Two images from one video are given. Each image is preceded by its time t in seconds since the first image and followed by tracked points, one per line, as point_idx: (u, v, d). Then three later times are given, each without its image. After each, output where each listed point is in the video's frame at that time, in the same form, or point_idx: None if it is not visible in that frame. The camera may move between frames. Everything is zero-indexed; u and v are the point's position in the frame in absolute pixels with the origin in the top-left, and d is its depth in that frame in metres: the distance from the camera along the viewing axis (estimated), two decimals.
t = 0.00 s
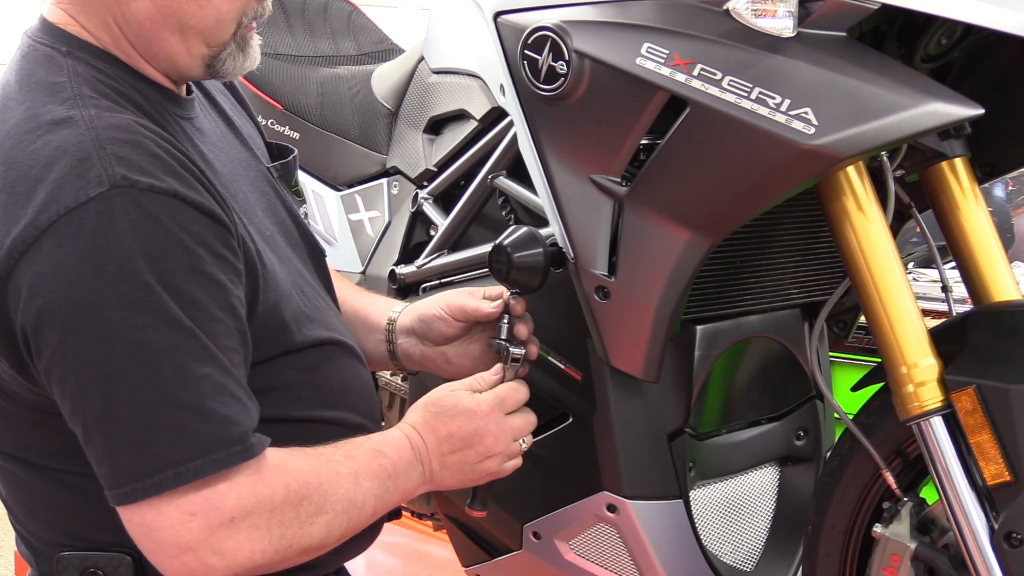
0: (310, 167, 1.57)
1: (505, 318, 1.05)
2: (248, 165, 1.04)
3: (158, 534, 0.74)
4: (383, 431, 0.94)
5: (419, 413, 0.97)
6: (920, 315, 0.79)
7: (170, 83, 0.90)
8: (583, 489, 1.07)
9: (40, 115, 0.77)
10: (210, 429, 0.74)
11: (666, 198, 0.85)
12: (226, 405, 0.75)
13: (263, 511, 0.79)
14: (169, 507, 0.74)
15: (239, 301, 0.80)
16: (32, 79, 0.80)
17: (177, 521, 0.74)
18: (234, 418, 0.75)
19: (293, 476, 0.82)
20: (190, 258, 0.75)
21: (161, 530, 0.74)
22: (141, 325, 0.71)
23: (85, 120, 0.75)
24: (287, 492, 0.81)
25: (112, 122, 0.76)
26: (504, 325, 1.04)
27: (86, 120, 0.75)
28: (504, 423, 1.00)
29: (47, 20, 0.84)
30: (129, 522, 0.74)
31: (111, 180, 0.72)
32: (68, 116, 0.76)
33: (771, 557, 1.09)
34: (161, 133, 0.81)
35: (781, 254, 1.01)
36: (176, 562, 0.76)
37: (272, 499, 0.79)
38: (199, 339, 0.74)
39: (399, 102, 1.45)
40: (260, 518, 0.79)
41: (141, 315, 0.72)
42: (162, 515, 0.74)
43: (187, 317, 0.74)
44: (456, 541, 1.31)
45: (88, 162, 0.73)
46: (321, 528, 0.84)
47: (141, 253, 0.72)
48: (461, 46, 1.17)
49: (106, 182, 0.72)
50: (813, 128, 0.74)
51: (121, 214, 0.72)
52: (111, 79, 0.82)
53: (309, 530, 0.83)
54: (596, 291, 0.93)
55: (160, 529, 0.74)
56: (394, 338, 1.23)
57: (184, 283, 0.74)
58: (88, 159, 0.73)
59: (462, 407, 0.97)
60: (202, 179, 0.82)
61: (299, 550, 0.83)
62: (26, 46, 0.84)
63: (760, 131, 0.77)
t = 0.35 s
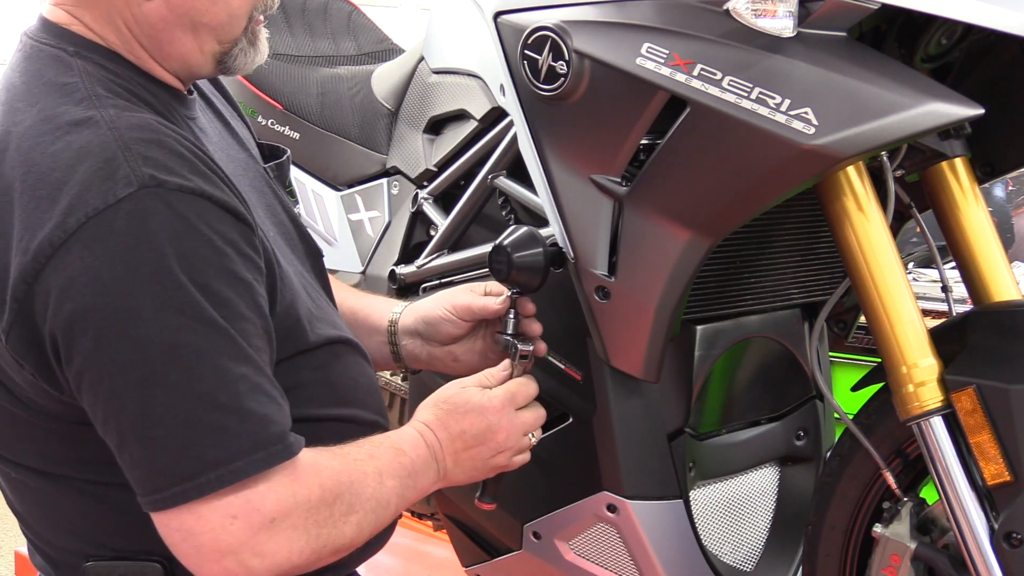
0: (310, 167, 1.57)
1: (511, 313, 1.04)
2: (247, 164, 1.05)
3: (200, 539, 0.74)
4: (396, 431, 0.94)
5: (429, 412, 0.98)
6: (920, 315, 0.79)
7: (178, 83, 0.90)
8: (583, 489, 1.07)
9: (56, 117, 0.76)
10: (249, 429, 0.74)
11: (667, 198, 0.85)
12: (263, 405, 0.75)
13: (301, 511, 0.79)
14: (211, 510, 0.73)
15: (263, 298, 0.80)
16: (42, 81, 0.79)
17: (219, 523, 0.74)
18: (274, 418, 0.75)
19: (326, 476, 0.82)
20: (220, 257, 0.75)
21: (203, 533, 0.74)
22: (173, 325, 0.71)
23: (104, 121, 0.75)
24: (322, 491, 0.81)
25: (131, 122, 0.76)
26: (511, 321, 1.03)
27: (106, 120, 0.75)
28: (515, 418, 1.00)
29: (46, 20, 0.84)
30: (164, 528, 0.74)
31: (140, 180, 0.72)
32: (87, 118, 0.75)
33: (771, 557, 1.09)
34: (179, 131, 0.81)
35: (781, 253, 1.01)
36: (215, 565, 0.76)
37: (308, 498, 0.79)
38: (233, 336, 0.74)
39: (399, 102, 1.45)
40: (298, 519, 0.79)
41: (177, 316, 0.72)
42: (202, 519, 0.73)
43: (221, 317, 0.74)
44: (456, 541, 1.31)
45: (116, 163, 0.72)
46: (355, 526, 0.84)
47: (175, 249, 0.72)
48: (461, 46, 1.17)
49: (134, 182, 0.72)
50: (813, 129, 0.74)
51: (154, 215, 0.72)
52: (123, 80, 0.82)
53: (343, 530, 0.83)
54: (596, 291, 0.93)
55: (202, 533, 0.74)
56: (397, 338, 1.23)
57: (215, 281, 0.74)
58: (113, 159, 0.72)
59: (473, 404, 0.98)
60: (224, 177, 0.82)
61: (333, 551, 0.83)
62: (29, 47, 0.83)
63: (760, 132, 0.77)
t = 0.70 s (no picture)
0: (310, 167, 1.57)
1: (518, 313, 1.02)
2: (247, 162, 1.05)
3: (228, 540, 0.74)
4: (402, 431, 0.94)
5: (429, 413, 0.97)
6: (920, 314, 0.79)
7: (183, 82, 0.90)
8: (583, 489, 1.06)
9: (72, 113, 0.76)
10: (282, 427, 0.74)
11: (666, 198, 0.85)
12: (294, 402, 0.76)
13: (327, 511, 0.79)
14: (240, 509, 0.73)
15: (283, 295, 0.80)
16: (51, 78, 0.79)
17: (249, 523, 0.74)
18: (300, 415, 0.76)
19: (348, 475, 0.82)
20: (244, 255, 0.76)
21: (230, 533, 0.74)
22: (205, 323, 0.72)
23: (124, 117, 0.75)
24: (346, 491, 0.81)
25: (152, 117, 0.76)
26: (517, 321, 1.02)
27: (126, 115, 0.75)
28: (515, 414, 1.00)
29: (49, 15, 0.83)
30: (188, 529, 0.74)
31: (166, 177, 0.72)
32: (105, 114, 0.75)
33: (771, 557, 1.09)
34: (196, 126, 0.81)
35: (781, 253, 1.01)
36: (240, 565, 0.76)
37: (334, 498, 0.80)
38: (260, 334, 0.75)
39: (399, 102, 1.45)
40: (325, 519, 0.80)
41: (206, 313, 0.72)
42: (231, 518, 0.73)
43: (246, 313, 0.75)
44: (456, 541, 1.31)
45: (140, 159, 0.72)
46: (375, 526, 0.85)
47: (201, 242, 0.73)
48: (461, 46, 1.17)
49: (160, 178, 0.72)
50: (813, 129, 0.74)
51: (183, 212, 0.72)
52: (135, 77, 0.82)
53: (365, 530, 0.84)
54: (596, 291, 0.93)
55: (230, 533, 0.74)
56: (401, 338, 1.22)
57: (241, 278, 0.75)
58: (136, 155, 0.72)
59: (472, 403, 0.98)
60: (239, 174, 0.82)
61: (355, 551, 0.84)
62: (34, 43, 0.82)
63: (760, 132, 0.77)
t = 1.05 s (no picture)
0: (310, 167, 1.57)
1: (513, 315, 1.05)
2: (255, 162, 1.05)
3: (248, 547, 0.74)
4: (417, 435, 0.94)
5: (445, 417, 0.97)
6: (920, 314, 0.79)
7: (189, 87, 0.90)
8: (583, 489, 1.07)
9: (81, 115, 0.75)
10: (301, 433, 0.74)
11: (667, 198, 0.85)
12: (312, 408, 0.76)
13: (347, 516, 0.79)
14: (260, 516, 0.73)
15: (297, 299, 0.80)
16: (60, 79, 0.79)
17: (268, 529, 0.74)
18: (320, 422, 0.76)
19: (366, 481, 0.82)
20: (260, 258, 0.76)
21: (250, 540, 0.74)
22: (215, 326, 0.72)
23: (137, 120, 0.75)
24: (365, 497, 0.81)
25: (165, 120, 0.76)
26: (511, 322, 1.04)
27: (138, 118, 0.75)
28: (529, 419, 1.01)
29: (57, 13, 0.83)
30: (207, 538, 0.74)
31: (181, 182, 0.72)
32: (116, 117, 0.75)
33: (771, 558, 1.09)
34: (207, 128, 0.81)
35: (781, 253, 1.01)
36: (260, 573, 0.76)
37: (353, 503, 0.79)
38: (278, 340, 0.75)
39: (399, 102, 1.45)
40: (344, 525, 0.79)
41: (225, 320, 0.72)
42: (251, 525, 0.73)
43: (264, 318, 0.75)
44: (456, 541, 1.31)
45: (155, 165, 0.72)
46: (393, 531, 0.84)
47: (217, 248, 0.73)
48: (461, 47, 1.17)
49: (176, 184, 0.72)
50: (813, 129, 0.74)
51: (199, 217, 0.72)
52: (145, 78, 0.81)
53: (382, 535, 0.83)
54: (596, 291, 0.93)
55: (251, 540, 0.73)
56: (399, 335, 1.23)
57: (257, 282, 0.75)
58: (151, 159, 0.72)
59: (490, 408, 0.98)
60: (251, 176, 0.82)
61: (371, 556, 0.83)
62: (42, 42, 0.82)
63: (759, 132, 0.77)
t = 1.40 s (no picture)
0: (310, 167, 1.57)
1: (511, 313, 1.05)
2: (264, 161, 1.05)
3: (273, 546, 0.74)
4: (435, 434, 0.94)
5: (461, 417, 0.97)
6: (920, 314, 0.79)
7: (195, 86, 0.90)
8: (584, 489, 1.07)
9: (91, 114, 0.75)
10: (322, 433, 0.74)
11: (667, 198, 0.85)
12: (331, 407, 0.76)
13: (370, 512, 0.79)
14: (285, 516, 0.74)
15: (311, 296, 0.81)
16: (70, 78, 0.78)
17: (292, 527, 0.74)
18: (341, 420, 0.76)
19: (387, 478, 0.82)
20: (275, 256, 0.76)
21: (275, 540, 0.74)
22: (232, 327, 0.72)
23: (148, 118, 0.74)
24: (386, 494, 0.81)
25: (177, 118, 0.75)
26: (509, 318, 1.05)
27: (150, 117, 0.74)
28: (536, 416, 1.02)
29: (63, 10, 0.83)
30: (234, 538, 0.74)
31: (196, 181, 0.72)
32: (127, 116, 0.74)
33: (772, 558, 1.09)
34: (218, 125, 0.80)
35: (781, 253, 1.01)
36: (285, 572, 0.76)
37: (375, 500, 0.80)
38: (293, 335, 0.75)
39: (399, 102, 1.45)
40: (367, 521, 0.79)
41: (241, 318, 0.72)
42: (276, 524, 0.73)
43: (282, 316, 0.75)
44: (456, 541, 1.31)
45: (170, 164, 0.72)
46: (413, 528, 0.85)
47: (232, 249, 0.73)
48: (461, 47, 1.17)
49: (191, 182, 0.72)
50: (813, 128, 0.74)
51: (214, 217, 0.72)
52: (154, 75, 0.81)
53: (403, 532, 0.83)
54: (596, 291, 0.93)
55: (275, 539, 0.74)
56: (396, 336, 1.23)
57: (273, 280, 0.75)
58: (165, 158, 0.72)
59: (506, 407, 0.99)
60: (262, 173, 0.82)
61: (392, 554, 0.83)
62: (50, 40, 0.82)
63: (759, 132, 0.77)
